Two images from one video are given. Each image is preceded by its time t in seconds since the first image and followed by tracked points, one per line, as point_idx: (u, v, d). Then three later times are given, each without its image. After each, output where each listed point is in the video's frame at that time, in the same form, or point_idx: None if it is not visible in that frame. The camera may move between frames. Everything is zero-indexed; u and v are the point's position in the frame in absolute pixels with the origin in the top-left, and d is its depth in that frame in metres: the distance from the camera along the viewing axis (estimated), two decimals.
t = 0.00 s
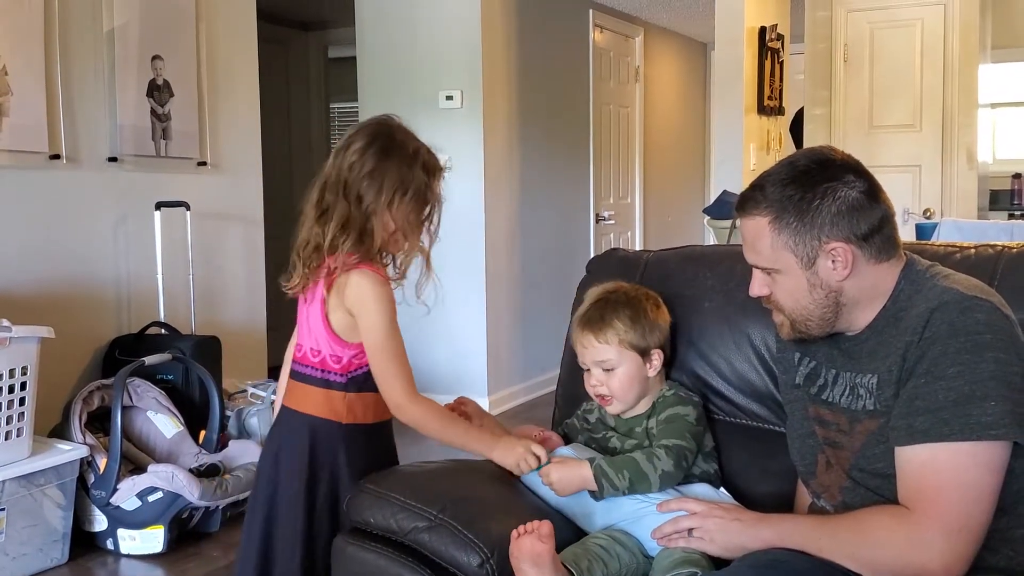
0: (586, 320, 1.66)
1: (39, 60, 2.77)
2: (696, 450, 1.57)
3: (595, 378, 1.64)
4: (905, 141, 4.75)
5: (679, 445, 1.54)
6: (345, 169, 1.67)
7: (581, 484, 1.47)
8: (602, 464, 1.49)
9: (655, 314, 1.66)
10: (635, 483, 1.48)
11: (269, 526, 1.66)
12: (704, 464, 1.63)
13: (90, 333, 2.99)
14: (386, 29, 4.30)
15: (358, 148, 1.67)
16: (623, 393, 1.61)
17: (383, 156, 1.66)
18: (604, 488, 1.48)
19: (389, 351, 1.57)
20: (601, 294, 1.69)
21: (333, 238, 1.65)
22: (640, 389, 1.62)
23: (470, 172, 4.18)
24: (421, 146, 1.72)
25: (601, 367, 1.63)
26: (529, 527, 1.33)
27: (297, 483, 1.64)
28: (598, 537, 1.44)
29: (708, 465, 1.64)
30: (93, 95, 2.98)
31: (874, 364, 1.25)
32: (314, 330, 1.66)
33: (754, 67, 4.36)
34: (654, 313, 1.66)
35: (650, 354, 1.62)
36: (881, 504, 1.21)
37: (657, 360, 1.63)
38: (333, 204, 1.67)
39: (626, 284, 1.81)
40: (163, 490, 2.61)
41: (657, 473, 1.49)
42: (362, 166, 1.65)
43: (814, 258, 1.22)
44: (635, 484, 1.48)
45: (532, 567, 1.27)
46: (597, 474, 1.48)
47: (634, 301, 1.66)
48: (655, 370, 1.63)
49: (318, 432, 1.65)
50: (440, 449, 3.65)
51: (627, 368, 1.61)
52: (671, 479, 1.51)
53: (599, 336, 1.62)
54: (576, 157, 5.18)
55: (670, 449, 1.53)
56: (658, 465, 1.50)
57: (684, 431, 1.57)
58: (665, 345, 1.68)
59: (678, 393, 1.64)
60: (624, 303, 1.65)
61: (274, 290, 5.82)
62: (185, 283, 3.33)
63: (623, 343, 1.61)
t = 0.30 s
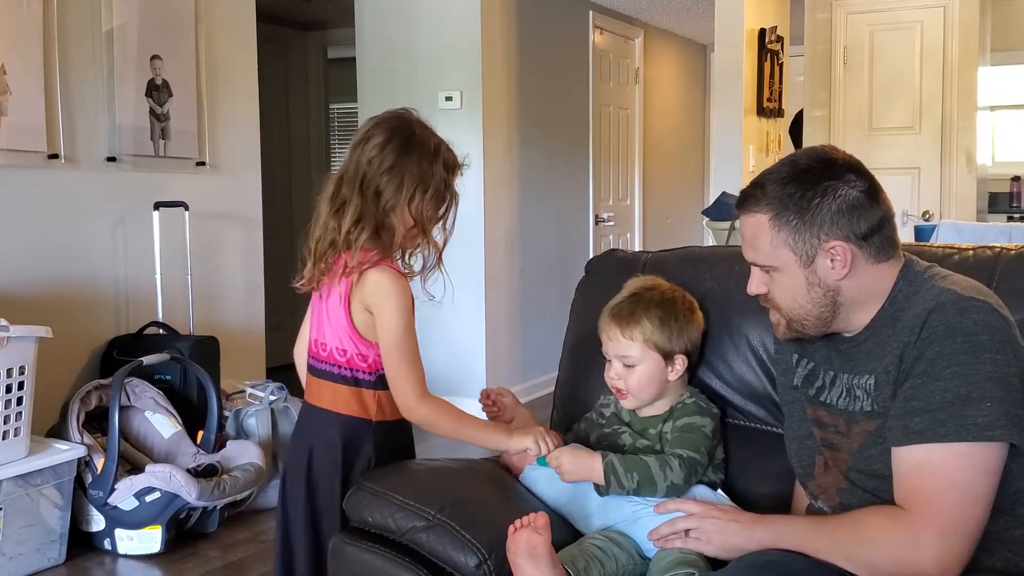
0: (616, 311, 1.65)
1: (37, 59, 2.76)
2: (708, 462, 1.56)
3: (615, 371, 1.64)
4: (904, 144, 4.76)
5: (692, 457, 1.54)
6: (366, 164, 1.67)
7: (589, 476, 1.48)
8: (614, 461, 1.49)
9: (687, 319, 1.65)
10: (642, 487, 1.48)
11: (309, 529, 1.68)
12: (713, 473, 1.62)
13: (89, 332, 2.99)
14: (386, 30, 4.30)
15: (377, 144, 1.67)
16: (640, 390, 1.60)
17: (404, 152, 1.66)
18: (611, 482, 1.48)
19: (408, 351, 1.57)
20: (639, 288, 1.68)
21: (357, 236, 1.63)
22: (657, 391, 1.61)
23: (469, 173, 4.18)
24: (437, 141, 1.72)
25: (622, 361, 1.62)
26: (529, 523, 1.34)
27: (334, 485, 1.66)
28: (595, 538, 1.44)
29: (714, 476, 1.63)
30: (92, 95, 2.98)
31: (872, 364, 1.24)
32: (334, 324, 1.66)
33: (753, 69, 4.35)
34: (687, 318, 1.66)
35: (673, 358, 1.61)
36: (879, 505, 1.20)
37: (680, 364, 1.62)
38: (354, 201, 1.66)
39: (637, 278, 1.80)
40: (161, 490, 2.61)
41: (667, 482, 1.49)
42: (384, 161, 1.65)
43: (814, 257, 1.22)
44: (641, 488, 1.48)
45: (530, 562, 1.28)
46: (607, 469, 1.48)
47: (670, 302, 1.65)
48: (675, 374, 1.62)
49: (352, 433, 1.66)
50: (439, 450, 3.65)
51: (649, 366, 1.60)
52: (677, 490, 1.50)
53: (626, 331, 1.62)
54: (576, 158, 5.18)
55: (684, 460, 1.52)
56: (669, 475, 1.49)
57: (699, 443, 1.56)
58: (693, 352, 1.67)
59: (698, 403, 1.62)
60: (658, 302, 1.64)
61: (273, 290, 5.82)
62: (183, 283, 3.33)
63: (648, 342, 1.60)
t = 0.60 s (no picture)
0: (630, 313, 1.66)
1: (38, 60, 2.77)
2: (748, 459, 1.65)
3: (632, 372, 1.65)
4: (904, 147, 4.76)
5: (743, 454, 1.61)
6: (366, 164, 1.66)
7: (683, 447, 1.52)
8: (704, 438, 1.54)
9: (702, 317, 1.65)
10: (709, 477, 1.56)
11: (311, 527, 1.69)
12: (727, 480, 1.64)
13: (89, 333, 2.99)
14: (387, 32, 4.30)
15: (376, 142, 1.67)
16: (660, 390, 1.63)
17: (403, 149, 1.65)
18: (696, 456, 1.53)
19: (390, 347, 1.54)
20: (654, 289, 1.68)
21: (358, 236, 1.63)
22: (676, 389, 1.64)
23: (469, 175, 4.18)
24: (437, 134, 1.71)
25: (639, 362, 1.64)
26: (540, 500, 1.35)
27: (332, 485, 1.66)
28: (597, 541, 1.44)
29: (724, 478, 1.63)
30: (93, 96, 2.98)
31: (872, 368, 1.24)
32: (337, 323, 1.67)
33: (754, 71, 4.35)
34: (703, 316, 1.66)
35: (691, 356, 1.63)
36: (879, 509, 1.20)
37: (698, 363, 1.64)
38: (354, 202, 1.67)
39: (641, 282, 1.81)
40: (161, 491, 2.61)
41: (732, 471, 1.57)
42: (382, 160, 1.65)
43: (815, 258, 1.22)
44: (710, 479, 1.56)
45: (534, 536, 1.29)
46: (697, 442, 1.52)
47: (684, 302, 1.65)
48: (694, 372, 1.65)
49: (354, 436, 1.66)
50: (439, 452, 3.65)
51: (667, 365, 1.62)
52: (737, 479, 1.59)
53: (642, 332, 1.62)
54: (576, 160, 5.18)
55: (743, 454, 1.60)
56: (736, 464, 1.57)
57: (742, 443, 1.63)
58: (709, 349, 1.68)
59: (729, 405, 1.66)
60: (673, 301, 1.64)
61: (273, 292, 5.81)
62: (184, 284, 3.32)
63: (664, 341, 1.61)
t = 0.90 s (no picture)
0: (631, 322, 1.66)
1: (41, 64, 2.77)
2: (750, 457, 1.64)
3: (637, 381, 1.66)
4: (905, 152, 4.76)
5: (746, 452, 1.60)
6: (358, 169, 1.67)
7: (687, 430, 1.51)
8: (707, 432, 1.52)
9: (703, 322, 1.65)
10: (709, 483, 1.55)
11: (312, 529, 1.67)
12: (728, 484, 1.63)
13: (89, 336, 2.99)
14: (389, 36, 4.30)
15: (368, 146, 1.68)
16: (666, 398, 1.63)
17: (395, 152, 1.66)
18: (698, 449, 1.52)
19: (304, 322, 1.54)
20: (653, 296, 1.68)
21: (344, 238, 1.64)
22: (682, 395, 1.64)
23: (470, 180, 4.18)
24: (429, 136, 1.72)
25: (642, 371, 1.64)
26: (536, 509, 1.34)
27: (335, 484, 1.67)
28: (596, 545, 1.43)
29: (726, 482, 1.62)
30: (95, 100, 2.99)
31: (873, 374, 1.24)
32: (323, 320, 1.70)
33: (755, 77, 4.36)
34: (703, 320, 1.65)
35: (692, 362, 1.63)
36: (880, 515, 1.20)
37: (700, 368, 1.64)
38: (345, 205, 1.67)
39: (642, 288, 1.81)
40: (161, 495, 2.61)
41: (735, 471, 1.55)
42: (373, 163, 1.66)
43: (814, 263, 1.22)
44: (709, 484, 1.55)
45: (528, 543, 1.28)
46: (701, 431, 1.51)
47: (682, 307, 1.64)
48: (696, 377, 1.64)
49: (353, 434, 1.66)
50: (439, 456, 3.65)
51: (670, 374, 1.62)
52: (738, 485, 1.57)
53: (642, 340, 1.63)
54: (577, 165, 5.18)
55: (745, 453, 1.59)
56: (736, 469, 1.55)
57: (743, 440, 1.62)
58: (713, 354, 1.68)
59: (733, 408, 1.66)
60: (672, 308, 1.64)
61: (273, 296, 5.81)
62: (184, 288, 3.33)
63: (665, 350, 1.62)
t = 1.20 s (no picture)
0: (628, 332, 1.65)
1: (42, 70, 2.78)
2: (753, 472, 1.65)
3: (635, 391, 1.63)
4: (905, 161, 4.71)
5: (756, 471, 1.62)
6: (323, 178, 1.71)
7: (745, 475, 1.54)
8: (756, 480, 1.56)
9: (698, 328, 1.65)
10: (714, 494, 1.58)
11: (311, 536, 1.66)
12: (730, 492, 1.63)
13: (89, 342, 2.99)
14: (390, 44, 4.31)
15: (331, 153, 1.71)
16: (665, 405, 1.61)
17: (353, 154, 1.68)
18: (742, 492, 1.55)
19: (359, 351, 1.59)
20: (648, 305, 1.68)
21: (317, 247, 1.69)
22: (683, 403, 1.62)
23: (470, 187, 4.18)
24: (385, 134, 1.74)
25: (641, 380, 1.62)
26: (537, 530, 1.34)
27: (333, 491, 1.66)
28: (597, 553, 1.42)
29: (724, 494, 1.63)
30: (96, 106, 2.98)
31: (873, 383, 1.24)
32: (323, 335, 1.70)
33: (756, 85, 4.36)
34: (699, 326, 1.66)
35: (692, 368, 1.62)
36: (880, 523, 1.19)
37: (699, 375, 1.63)
38: (317, 215, 1.71)
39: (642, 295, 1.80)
40: (160, 501, 2.60)
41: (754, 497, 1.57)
42: (335, 168, 1.69)
43: (814, 270, 1.21)
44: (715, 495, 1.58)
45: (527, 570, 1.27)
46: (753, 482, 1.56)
47: (677, 314, 1.65)
48: (696, 385, 1.63)
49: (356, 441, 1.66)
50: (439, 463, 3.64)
51: (669, 379, 1.61)
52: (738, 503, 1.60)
53: (640, 350, 1.62)
54: (578, 173, 5.18)
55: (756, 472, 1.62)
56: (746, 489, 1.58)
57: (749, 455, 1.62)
58: (709, 359, 1.67)
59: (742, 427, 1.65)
60: (667, 316, 1.64)
61: (274, 302, 5.80)
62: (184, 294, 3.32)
63: (663, 357, 1.61)
